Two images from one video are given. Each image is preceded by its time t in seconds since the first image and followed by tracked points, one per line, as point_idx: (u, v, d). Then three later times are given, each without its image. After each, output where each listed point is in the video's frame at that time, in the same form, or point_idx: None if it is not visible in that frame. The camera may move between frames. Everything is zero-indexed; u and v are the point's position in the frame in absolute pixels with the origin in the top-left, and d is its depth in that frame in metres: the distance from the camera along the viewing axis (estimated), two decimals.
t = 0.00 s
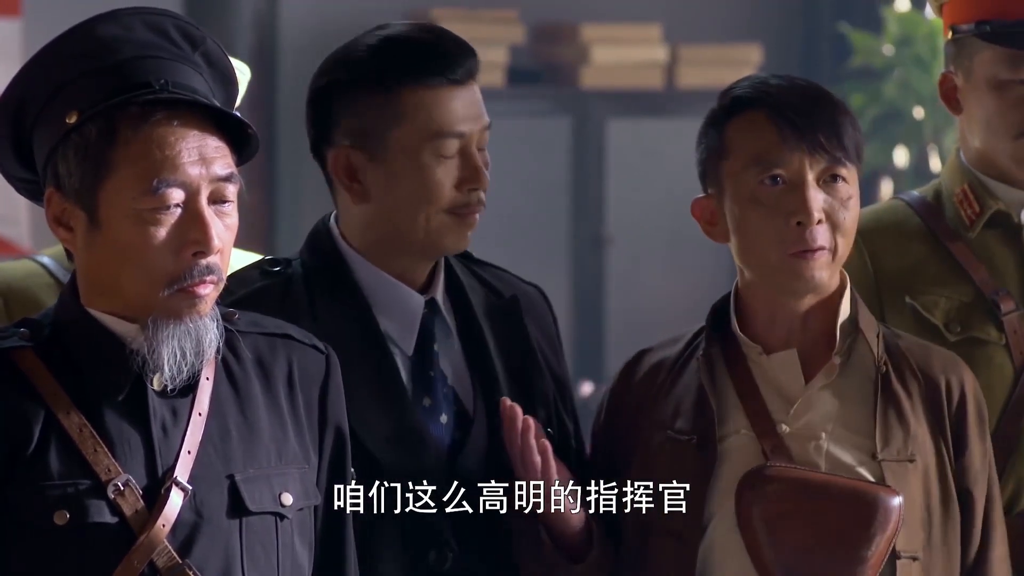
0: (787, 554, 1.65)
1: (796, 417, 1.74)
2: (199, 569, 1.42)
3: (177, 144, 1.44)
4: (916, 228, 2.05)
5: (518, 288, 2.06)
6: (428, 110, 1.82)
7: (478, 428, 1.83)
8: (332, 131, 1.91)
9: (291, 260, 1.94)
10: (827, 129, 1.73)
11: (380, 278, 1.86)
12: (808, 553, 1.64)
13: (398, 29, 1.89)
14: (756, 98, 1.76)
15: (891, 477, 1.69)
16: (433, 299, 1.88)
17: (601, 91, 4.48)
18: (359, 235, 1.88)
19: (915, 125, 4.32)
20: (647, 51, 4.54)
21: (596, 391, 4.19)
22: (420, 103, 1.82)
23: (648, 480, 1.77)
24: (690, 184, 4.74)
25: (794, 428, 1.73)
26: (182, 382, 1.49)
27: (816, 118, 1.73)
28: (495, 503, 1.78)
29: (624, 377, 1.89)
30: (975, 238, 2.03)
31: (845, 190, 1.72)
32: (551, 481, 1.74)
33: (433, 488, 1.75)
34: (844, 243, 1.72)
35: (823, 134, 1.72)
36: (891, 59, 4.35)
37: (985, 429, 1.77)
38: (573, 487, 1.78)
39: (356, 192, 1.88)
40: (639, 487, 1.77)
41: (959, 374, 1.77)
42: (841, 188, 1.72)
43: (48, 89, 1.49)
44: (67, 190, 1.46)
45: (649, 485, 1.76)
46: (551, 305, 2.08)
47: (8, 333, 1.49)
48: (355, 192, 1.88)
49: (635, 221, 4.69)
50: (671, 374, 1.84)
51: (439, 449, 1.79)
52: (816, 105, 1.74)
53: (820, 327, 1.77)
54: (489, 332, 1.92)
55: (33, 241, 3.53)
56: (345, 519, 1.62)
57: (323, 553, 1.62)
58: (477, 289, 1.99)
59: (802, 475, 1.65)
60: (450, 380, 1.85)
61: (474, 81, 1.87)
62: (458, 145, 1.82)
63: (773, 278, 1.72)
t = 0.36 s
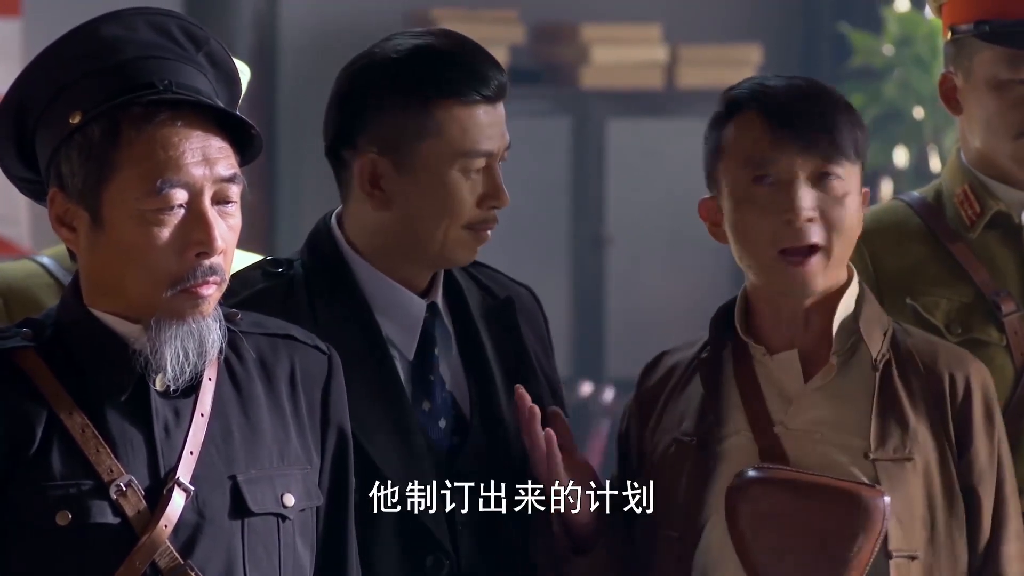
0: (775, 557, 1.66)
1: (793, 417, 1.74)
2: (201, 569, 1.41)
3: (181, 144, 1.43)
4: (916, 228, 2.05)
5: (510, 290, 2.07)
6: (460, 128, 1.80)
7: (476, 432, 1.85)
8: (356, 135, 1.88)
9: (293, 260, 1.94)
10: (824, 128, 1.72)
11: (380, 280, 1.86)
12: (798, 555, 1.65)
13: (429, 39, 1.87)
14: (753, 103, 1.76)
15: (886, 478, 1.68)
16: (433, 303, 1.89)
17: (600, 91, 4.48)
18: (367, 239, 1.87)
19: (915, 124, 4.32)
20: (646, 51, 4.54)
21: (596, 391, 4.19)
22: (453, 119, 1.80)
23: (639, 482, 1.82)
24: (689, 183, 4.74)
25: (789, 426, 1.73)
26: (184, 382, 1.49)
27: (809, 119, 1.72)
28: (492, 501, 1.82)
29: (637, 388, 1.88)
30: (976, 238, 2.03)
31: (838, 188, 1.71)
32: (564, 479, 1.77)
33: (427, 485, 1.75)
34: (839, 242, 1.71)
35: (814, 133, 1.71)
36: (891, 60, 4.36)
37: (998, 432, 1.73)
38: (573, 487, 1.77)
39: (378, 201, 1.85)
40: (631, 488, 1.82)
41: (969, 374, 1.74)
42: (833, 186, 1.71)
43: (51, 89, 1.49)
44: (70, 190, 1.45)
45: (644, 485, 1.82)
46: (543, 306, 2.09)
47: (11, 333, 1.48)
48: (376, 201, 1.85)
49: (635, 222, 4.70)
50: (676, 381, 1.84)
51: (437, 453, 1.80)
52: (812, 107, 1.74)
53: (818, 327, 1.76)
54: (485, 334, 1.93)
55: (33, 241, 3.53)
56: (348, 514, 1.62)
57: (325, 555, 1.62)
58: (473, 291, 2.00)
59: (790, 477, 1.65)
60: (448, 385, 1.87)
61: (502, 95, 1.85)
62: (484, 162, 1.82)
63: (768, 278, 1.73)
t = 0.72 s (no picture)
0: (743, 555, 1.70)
1: (792, 413, 1.77)
2: (201, 569, 1.41)
3: (181, 144, 1.43)
4: (916, 229, 2.06)
5: (503, 296, 2.05)
6: (465, 130, 1.81)
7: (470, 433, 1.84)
8: (361, 137, 1.87)
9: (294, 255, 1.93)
10: (808, 140, 1.73)
11: (380, 278, 1.86)
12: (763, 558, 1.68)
13: (433, 43, 1.87)
14: (744, 112, 1.76)
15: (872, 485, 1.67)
16: (433, 303, 1.89)
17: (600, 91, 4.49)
18: (369, 240, 1.87)
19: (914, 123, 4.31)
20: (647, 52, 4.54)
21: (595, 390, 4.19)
22: (459, 121, 1.80)
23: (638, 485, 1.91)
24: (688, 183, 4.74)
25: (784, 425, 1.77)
26: (185, 382, 1.49)
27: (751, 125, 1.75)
28: (492, 501, 1.82)
29: (673, 381, 1.97)
30: (976, 238, 2.04)
31: (769, 190, 1.73)
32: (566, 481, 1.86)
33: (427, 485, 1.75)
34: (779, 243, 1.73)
35: (748, 139, 1.75)
36: (890, 59, 4.35)
37: (1002, 440, 1.67)
38: (572, 487, 1.85)
39: (381, 203, 1.85)
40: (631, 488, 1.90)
41: (972, 381, 1.68)
42: (761, 189, 1.74)
43: (52, 88, 1.48)
44: (71, 190, 1.45)
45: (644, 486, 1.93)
46: (534, 316, 2.07)
47: (11, 333, 1.48)
48: (379, 202, 1.85)
49: (635, 222, 4.70)
50: (699, 377, 1.93)
51: (434, 453, 1.80)
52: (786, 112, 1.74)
53: (816, 329, 1.78)
54: (481, 337, 1.94)
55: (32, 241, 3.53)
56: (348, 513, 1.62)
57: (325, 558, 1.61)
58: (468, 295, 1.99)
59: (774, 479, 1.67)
60: (444, 385, 1.86)
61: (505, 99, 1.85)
62: (488, 164, 1.83)
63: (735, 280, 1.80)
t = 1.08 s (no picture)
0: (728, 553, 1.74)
1: (793, 413, 1.80)
2: (201, 569, 1.41)
3: (182, 144, 1.43)
4: (916, 229, 2.06)
5: (491, 290, 2.05)
6: (451, 130, 1.80)
7: (463, 433, 1.83)
8: (348, 138, 1.86)
9: (283, 256, 1.92)
10: (803, 144, 1.77)
11: (370, 277, 1.85)
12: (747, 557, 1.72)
13: (417, 43, 1.86)
14: (743, 119, 1.81)
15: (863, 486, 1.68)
16: (422, 301, 1.89)
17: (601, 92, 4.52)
18: (357, 240, 1.86)
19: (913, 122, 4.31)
20: (645, 52, 4.57)
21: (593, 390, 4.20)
22: (445, 121, 1.80)
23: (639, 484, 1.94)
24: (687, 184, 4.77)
25: (787, 426, 1.79)
26: (186, 382, 1.49)
27: (749, 131, 1.80)
28: (492, 501, 1.83)
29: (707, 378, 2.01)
30: (975, 238, 2.04)
31: (766, 193, 1.78)
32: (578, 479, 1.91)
33: (424, 484, 1.75)
34: (777, 244, 1.77)
35: (746, 145, 1.80)
36: (888, 59, 4.37)
37: (1000, 438, 1.66)
38: (572, 487, 1.90)
39: (367, 205, 1.84)
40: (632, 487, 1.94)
41: (970, 382, 1.67)
42: (758, 192, 1.79)
43: (52, 88, 1.48)
44: (72, 189, 1.45)
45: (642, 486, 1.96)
46: (521, 307, 2.07)
47: (12, 332, 1.48)
48: (366, 205, 1.84)
49: (634, 221, 4.71)
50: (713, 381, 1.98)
51: (427, 452, 1.79)
52: (784, 118, 1.79)
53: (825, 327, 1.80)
54: (473, 337, 1.92)
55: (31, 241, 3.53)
56: (348, 512, 1.62)
57: (325, 557, 1.62)
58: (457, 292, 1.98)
59: (771, 481, 1.70)
60: (435, 383, 1.86)
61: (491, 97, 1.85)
62: (475, 163, 1.82)
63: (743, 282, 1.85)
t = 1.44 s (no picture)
0: (739, 561, 1.76)
1: (802, 417, 1.78)
2: (203, 568, 1.42)
3: (183, 144, 1.43)
4: (916, 229, 2.06)
5: (486, 289, 2.04)
6: (449, 136, 1.79)
7: (456, 433, 1.84)
8: (345, 142, 1.86)
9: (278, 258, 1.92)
10: (822, 144, 1.76)
11: (365, 280, 1.85)
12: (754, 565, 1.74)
13: (417, 47, 1.85)
14: (764, 121, 1.81)
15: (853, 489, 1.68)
16: (417, 304, 1.89)
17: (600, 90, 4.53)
18: (352, 241, 1.85)
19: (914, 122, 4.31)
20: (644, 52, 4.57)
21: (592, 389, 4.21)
22: (443, 127, 1.79)
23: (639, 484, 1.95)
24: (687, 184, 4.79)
25: (798, 427, 1.78)
26: (187, 381, 1.49)
27: (770, 133, 1.79)
28: (492, 501, 1.83)
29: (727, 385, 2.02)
30: (975, 238, 2.04)
31: (785, 194, 1.78)
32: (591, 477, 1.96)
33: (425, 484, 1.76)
34: (796, 245, 1.76)
35: (767, 147, 1.79)
36: (888, 58, 4.37)
37: (995, 435, 1.62)
38: (573, 486, 1.94)
39: (365, 209, 1.83)
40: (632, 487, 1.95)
41: (961, 381, 1.65)
42: (777, 193, 1.78)
43: (52, 89, 1.48)
44: (73, 188, 1.46)
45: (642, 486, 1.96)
46: (517, 307, 2.05)
47: (13, 332, 1.49)
48: (364, 208, 1.83)
49: (634, 221, 4.73)
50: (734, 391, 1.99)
51: (421, 454, 1.80)
52: (805, 120, 1.77)
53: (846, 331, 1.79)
54: (465, 335, 1.93)
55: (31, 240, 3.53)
56: (348, 510, 1.63)
57: (325, 556, 1.62)
58: (449, 291, 1.98)
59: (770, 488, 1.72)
60: (427, 386, 1.86)
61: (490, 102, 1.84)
62: (472, 169, 1.81)
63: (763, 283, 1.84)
